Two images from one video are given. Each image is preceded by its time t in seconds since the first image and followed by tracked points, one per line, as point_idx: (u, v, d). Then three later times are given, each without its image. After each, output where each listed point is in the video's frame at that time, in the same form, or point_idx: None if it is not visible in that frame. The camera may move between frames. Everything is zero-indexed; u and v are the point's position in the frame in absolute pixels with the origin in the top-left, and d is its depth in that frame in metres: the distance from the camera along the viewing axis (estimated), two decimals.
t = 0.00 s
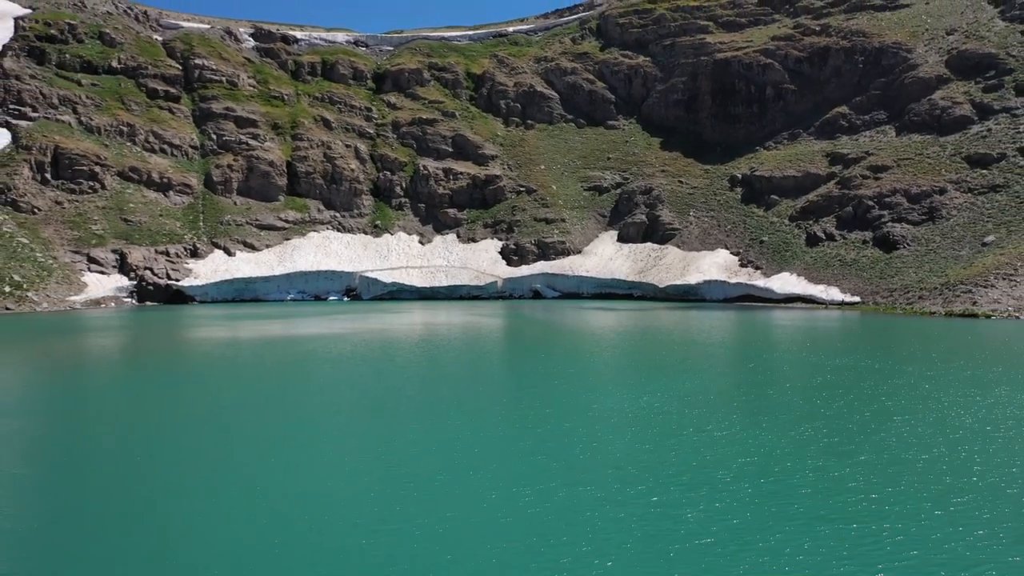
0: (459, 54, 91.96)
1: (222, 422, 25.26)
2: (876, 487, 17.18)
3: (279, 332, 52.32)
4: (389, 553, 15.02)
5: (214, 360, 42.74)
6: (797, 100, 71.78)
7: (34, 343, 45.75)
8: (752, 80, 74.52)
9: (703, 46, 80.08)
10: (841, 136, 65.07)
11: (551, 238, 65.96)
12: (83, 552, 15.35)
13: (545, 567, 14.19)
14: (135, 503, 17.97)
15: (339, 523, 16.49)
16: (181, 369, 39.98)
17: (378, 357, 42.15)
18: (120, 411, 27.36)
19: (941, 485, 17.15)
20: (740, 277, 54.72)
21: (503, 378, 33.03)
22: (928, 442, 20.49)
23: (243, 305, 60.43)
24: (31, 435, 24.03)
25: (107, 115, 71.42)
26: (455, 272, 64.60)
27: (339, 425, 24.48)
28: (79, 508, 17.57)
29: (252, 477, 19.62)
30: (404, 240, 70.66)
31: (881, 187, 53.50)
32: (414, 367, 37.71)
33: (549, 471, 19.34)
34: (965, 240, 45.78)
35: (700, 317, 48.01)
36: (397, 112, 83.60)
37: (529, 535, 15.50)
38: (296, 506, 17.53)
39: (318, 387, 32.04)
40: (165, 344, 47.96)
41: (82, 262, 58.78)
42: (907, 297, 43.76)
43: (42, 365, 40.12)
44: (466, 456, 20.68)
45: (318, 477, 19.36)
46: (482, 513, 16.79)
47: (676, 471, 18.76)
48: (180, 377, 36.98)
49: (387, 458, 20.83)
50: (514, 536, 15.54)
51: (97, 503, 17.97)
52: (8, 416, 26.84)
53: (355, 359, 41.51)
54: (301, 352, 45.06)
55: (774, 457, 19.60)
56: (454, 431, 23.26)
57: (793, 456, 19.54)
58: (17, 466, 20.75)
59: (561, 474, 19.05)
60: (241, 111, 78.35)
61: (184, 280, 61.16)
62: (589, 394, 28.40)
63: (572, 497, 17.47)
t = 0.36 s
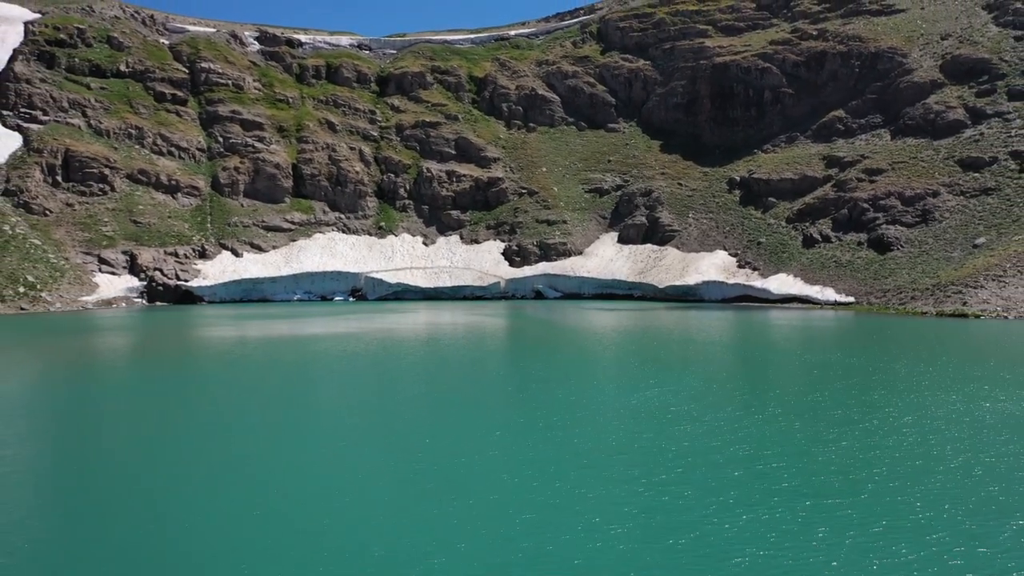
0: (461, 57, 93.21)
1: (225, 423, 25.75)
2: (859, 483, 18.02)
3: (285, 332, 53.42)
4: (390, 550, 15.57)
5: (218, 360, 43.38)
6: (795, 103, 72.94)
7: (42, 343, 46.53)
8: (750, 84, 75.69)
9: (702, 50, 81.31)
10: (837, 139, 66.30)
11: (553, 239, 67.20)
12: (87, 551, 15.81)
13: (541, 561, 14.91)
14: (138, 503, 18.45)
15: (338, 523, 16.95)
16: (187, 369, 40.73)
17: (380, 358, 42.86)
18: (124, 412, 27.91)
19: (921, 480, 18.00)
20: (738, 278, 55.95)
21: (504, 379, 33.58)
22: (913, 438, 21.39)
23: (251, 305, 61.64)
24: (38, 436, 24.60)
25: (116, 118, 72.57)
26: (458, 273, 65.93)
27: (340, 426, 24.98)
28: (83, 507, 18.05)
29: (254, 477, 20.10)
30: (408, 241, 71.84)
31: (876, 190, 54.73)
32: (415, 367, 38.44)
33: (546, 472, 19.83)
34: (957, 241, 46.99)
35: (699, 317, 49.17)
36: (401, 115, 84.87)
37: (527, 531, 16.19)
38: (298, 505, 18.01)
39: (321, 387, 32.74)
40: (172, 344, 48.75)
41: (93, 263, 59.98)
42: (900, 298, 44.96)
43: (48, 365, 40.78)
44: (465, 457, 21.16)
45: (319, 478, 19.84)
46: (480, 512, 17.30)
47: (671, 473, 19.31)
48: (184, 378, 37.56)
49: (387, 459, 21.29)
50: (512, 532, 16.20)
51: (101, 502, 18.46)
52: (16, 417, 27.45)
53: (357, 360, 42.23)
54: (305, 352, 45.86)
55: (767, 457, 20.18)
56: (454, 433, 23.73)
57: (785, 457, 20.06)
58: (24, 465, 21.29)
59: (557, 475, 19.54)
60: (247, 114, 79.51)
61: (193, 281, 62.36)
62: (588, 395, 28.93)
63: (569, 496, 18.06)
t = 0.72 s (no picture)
0: (463, 60, 94.31)
1: (230, 425, 26.22)
2: (846, 480, 18.72)
3: (291, 332, 54.43)
4: (384, 552, 15.97)
5: (223, 361, 43.93)
6: (792, 106, 73.99)
7: (52, 343, 47.43)
8: (749, 87, 76.75)
9: (702, 53, 82.40)
10: (834, 142, 67.42)
11: (554, 240, 68.31)
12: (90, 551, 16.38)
13: (535, 557, 15.51)
14: (142, 505, 18.98)
15: (334, 525, 17.41)
16: (193, 368, 41.48)
17: (383, 357, 43.60)
18: (131, 414, 28.47)
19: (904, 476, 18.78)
20: (736, 278, 57.04)
21: (507, 380, 33.97)
22: (900, 434, 22.25)
23: (258, 305, 62.72)
24: (47, 438, 25.17)
25: (123, 120, 73.62)
26: (461, 273, 67.09)
27: (344, 428, 25.42)
28: (89, 509, 18.63)
29: (255, 480, 20.57)
30: (411, 242, 72.93)
31: (872, 192, 55.80)
32: (417, 367, 39.19)
33: (543, 474, 20.21)
34: (950, 243, 48.05)
35: (698, 317, 50.17)
36: (404, 118, 85.96)
37: (518, 533, 16.62)
38: (297, 508, 18.45)
39: (325, 387, 33.49)
40: (178, 344, 49.56)
41: (102, 264, 61.05)
42: (894, 299, 46.02)
43: (55, 366, 41.44)
44: (465, 461, 21.58)
45: (321, 480, 20.30)
46: (475, 514, 17.74)
47: (667, 474, 19.66)
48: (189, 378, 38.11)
49: (387, 461, 21.73)
50: (505, 534, 16.61)
51: (106, 504, 19.00)
52: (25, 419, 28.02)
53: (360, 359, 42.98)
54: (309, 352, 46.64)
55: (760, 457, 20.61)
56: (455, 435, 24.09)
57: (777, 458, 20.52)
58: (33, 468, 21.85)
59: (554, 476, 19.95)
60: (252, 116, 80.57)
61: (201, 281, 63.43)
62: (589, 396, 29.33)
63: (563, 497, 18.51)
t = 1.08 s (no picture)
0: (466, 63, 95.59)
1: (236, 427, 26.43)
2: (839, 474, 19.35)
3: (298, 331, 55.51)
4: (384, 553, 16.10)
5: (228, 362, 44.26)
6: (790, 109, 75.16)
7: (62, 343, 48.25)
8: (747, 91, 77.93)
9: (701, 57, 83.61)
10: (831, 145, 68.70)
11: (556, 241, 69.55)
12: (93, 550, 16.58)
13: (539, 544, 16.25)
14: (145, 504, 19.19)
15: (336, 522, 17.79)
16: (201, 369, 42.08)
17: (388, 358, 44.19)
18: (138, 415, 28.75)
19: (893, 469, 19.54)
20: (734, 279, 58.27)
21: (510, 383, 34.14)
22: (889, 429, 23.14)
23: (265, 305, 63.92)
24: (57, 437, 25.67)
25: (131, 123, 74.80)
26: (465, 274, 68.38)
27: (348, 429, 25.56)
28: (92, 508, 18.86)
29: (264, 477, 21.09)
30: (415, 243, 74.14)
31: (868, 195, 57.02)
32: (420, 367, 39.82)
33: (545, 470, 20.69)
34: (943, 244, 49.25)
35: (697, 317, 51.27)
36: (408, 120, 87.16)
37: (518, 532, 16.82)
38: (299, 509, 18.59)
39: (332, 387, 34.09)
40: (185, 344, 50.41)
41: (113, 265, 62.27)
42: (888, 299, 47.21)
43: (62, 367, 41.92)
44: (467, 459, 22.02)
45: (323, 482, 20.45)
46: (475, 514, 17.90)
47: (665, 471, 20.15)
48: (193, 380, 38.42)
49: (389, 462, 21.85)
50: (505, 533, 16.81)
51: (118, 499, 19.52)
52: (33, 420, 28.37)
53: (364, 359, 43.59)
54: (314, 352, 47.35)
55: (759, 458, 20.88)
56: (459, 435, 24.49)
57: (775, 458, 20.79)
58: (38, 468, 22.12)
59: (556, 478, 20.10)
60: (258, 119, 81.72)
61: (209, 281, 64.66)
62: (592, 399, 29.45)
63: (563, 497, 18.71)
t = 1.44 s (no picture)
0: (467, 65, 96.68)
1: (241, 429, 26.54)
2: (830, 464, 20.19)
3: (303, 331, 56.36)
4: (389, 544, 16.57)
5: (233, 363, 44.44)
6: (788, 112, 76.20)
7: (70, 343, 48.77)
8: (746, 94, 78.99)
9: (700, 60, 84.69)
10: (828, 147, 69.82)
11: (557, 242, 70.64)
12: (92, 550, 16.65)
13: (543, 529, 16.97)
14: (147, 505, 19.27)
15: (346, 512, 18.43)
16: (207, 369, 42.63)
17: (392, 357, 44.80)
18: (142, 417, 28.87)
19: (885, 463, 20.08)
20: (732, 279, 59.32)
21: (515, 385, 34.19)
22: (881, 423, 23.97)
23: (271, 305, 64.98)
24: (69, 436, 26.21)
25: (138, 126, 75.83)
26: (467, 275, 69.47)
27: (351, 431, 25.55)
28: (94, 509, 19.03)
29: (274, 471, 21.67)
30: (418, 244, 75.23)
31: (863, 197, 58.09)
32: (424, 367, 40.44)
33: (548, 464, 21.32)
34: (937, 246, 50.34)
35: (697, 317, 52.24)
36: (410, 122, 88.26)
37: (518, 531, 16.93)
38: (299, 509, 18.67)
39: (338, 388, 34.67)
40: (192, 343, 51.13)
41: (122, 265, 63.31)
42: (883, 299, 48.26)
43: (68, 367, 42.29)
44: (472, 454, 22.62)
45: (324, 483, 20.49)
46: (473, 514, 17.97)
47: (664, 464, 20.84)
48: (200, 380, 38.96)
49: (392, 464, 21.89)
50: (505, 532, 16.90)
51: (133, 494, 20.12)
52: (41, 422, 28.62)
53: (368, 360, 44.15)
54: (318, 352, 47.99)
55: (758, 457, 21.02)
56: (464, 432, 25.08)
57: (775, 457, 20.96)
58: (42, 470, 22.28)
59: (558, 473, 20.54)
60: (263, 121, 82.75)
61: (216, 282, 65.71)
62: (596, 401, 29.41)
63: (564, 496, 18.79)
